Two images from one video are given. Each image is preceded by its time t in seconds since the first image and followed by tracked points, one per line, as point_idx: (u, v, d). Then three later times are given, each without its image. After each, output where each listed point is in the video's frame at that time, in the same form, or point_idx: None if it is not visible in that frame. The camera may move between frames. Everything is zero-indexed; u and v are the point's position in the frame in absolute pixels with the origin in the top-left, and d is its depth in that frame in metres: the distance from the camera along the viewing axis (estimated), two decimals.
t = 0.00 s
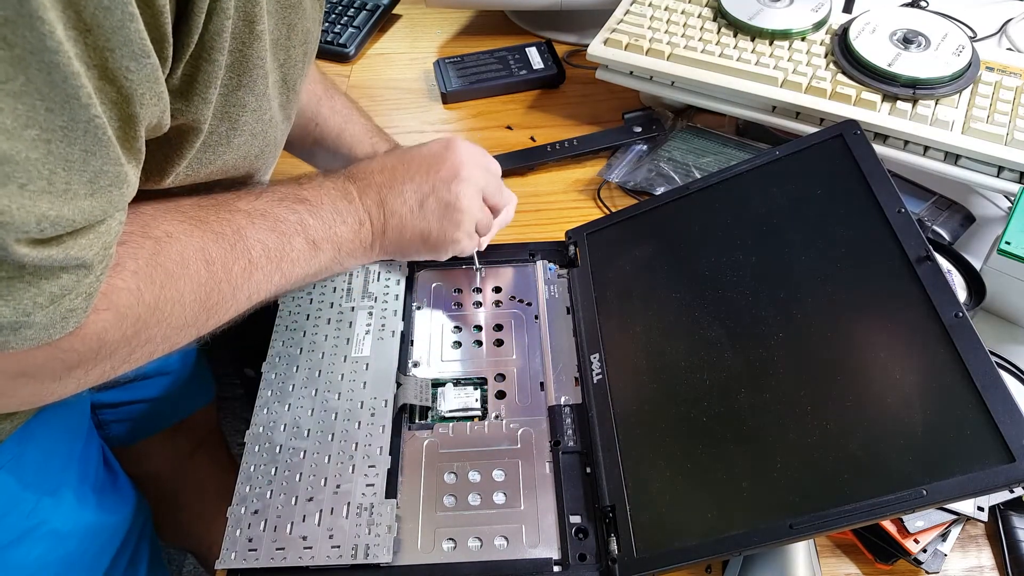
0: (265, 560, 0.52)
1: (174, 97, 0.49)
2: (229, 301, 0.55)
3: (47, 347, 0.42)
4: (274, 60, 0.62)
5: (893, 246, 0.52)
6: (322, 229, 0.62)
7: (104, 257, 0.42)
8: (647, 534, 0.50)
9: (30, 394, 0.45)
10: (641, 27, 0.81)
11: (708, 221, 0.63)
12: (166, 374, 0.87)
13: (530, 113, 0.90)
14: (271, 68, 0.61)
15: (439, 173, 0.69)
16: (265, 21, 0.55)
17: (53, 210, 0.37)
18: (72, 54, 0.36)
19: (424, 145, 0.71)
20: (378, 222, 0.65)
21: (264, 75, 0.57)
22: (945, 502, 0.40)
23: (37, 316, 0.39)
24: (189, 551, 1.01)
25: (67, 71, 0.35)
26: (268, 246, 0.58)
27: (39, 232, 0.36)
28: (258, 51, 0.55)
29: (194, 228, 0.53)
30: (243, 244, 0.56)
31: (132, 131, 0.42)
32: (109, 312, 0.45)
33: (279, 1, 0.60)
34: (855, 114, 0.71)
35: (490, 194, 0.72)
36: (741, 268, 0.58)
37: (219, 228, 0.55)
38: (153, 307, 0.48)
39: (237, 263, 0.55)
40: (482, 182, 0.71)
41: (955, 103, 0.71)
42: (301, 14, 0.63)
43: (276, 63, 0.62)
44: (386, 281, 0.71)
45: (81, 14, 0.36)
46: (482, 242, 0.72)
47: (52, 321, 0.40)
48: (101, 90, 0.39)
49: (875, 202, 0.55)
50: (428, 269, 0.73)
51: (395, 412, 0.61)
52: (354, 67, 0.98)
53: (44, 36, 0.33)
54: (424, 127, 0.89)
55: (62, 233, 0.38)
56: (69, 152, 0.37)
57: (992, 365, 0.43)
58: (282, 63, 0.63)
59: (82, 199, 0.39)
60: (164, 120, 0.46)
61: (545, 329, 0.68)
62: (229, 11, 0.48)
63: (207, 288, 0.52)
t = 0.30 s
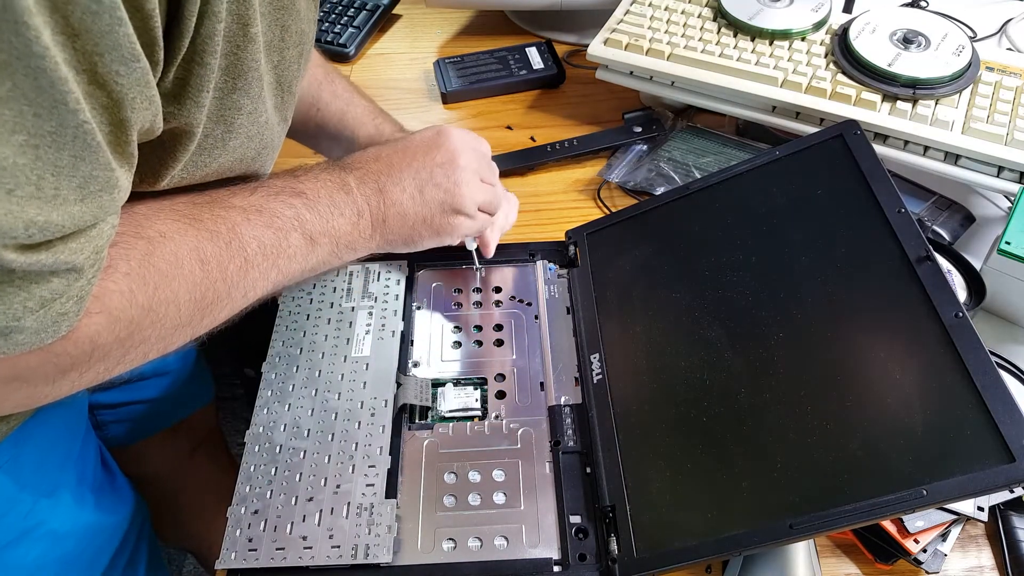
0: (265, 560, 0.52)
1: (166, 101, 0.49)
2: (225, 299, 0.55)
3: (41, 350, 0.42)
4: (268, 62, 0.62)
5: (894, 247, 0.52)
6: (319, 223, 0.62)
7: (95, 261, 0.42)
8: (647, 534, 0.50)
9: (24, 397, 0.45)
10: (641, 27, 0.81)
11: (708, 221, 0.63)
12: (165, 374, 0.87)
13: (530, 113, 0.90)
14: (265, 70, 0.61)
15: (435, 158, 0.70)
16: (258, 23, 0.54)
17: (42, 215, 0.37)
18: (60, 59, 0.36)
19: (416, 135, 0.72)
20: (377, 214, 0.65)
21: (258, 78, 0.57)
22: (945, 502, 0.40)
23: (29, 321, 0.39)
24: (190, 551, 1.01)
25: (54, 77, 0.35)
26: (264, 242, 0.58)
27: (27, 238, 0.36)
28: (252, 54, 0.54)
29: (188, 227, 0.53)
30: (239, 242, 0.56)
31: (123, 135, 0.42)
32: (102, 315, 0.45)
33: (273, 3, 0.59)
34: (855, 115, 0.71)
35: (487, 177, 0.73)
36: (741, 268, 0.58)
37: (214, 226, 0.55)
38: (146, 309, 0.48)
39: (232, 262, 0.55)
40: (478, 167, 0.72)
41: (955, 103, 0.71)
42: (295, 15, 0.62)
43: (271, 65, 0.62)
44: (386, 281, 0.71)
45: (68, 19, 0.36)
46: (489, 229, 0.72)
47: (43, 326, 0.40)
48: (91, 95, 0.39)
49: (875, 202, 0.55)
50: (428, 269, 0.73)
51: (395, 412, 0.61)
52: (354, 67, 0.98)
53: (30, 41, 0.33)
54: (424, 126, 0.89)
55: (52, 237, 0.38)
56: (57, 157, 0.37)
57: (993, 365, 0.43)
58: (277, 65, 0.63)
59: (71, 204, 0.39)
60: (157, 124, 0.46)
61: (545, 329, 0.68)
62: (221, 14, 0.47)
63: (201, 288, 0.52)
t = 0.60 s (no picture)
0: (265, 559, 0.52)
1: (157, 100, 0.49)
2: (217, 305, 0.55)
3: (36, 352, 0.42)
4: (262, 63, 0.62)
5: (894, 247, 0.52)
6: (313, 231, 0.62)
7: (90, 262, 0.42)
8: (647, 534, 0.50)
9: (20, 400, 0.45)
10: (641, 27, 0.81)
11: (708, 221, 0.63)
12: (163, 375, 0.87)
13: (530, 113, 0.90)
14: (259, 71, 0.61)
15: (431, 173, 0.68)
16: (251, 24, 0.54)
17: (34, 215, 0.37)
18: (48, 59, 0.36)
19: (416, 146, 0.71)
20: (370, 225, 0.65)
21: (251, 78, 0.57)
22: (945, 502, 0.40)
23: (24, 322, 0.39)
24: (190, 551, 1.01)
25: (43, 76, 0.35)
26: (258, 248, 0.57)
27: (20, 238, 0.37)
28: (244, 54, 0.54)
29: (184, 232, 0.53)
30: (234, 248, 0.56)
31: (115, 134, 0.42)
32: (97, 317, 0.45)
33: (268, 4, 0.59)
34: (855, 115, 0.71)
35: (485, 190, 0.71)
36: (741, 268, 0.58)
37: (209, 231, 0.55)
38: (142, 312, 0.48)
39: (227, 268, 0.55)
40: (476, 182, 0.70)
41: (955, 103, 0.71)
42: (290, 16, 0.62)
43: (265, 66, 0.62)
44: (386, 282, 0.71)
45: (56, 19, 0.36)
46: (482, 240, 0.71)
47: (37, 328, 0.40)
48: (80, 94, 0.39)
49: (875, 202, 0.55)
50: (428, 269, 0.73)
51: (395, 412, 0.61)
52: (354, 67, 0.98)
53: (18, 40, 0.34)
54: (424, 127, 0.89)
55: (45, 238, 0.38)
56: (47, 155, 0.37)
57: (993, 365, 0.43)
58: (271, 66, 0.63)
59: (62, 203, 0.39)
60: (148, 123, 0.46)
61: (545, 328, 0.68)
62: (212, 14, 0.47)
63: (197, 292, 0.52)
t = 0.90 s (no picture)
0: (265, 560, 0.52)
1: (153, 107, 0.49)
2: (212, 307, 0.55)
3: (33, 355, 0.42)
4: (258, 68, 0.62)
5: (893, 247, 0.52)
6: (309, 228, 0.62)
7: (82, 267, 0.42)
8: (646, 534, 0.50)
9: (16, 402, 0.45)
10: (641, 27, 0.81)
11: (708, 221, 0.63)
12: (162, 375, 0.86)
13: (529, 113, 0.90)
14: (255, 77, 0.61)
15: (423, 164, 0.69)
16: (248, 30, 0.54)
17: (27, 221, 0.37)
18: (43, 68, 0.36)
19: (406, 140, 0.71)
20: (365, 220, 0.65)
21: (247, 84, 0.57)
22: (945, 502, 0.40)
23: (15, 327, 0.39)
24: (190, 551, 1.01)
25: (37, 85, 0.35)
26: (253, 248, 0.57)
27: (12, 244, 0.37)
28: (241, 60, 0.54)
29: (179, 233, 0.53)
30: (229, 248, 0.56)
31: (110, 141, 0.42)
32: (91, 321, 0.45)
33: (264, 10, 0.60)
34: (855, 115, 0.71)
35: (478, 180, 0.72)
36: (742, 268, 0.58)
37: (204, 232, 0.55)
38: (135, 315, 0.48)
39: (222, 269, 0.55)
40: (468, 172, 0.71)
41: (955, 103, 0.71)
42: (286, 22, 0.63)
43: (261, 70, 0.62)
44: (386, 281, 0.71)
45: (51, 28, 0.36)
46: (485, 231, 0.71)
47: (29, 333, 0.40)
48: (76, 102, 0.39)
49: (876, 202, 0.55)
50: (428, 269, 0.73)
51: (395, 412, 0.61)
52: (354, 67, 0.98)
53: (13, 49, 0.34)
54: (424, 126, 0.89)
55: (37, 244, 0.38)
56: (41, 163, 0.37)
57: (993, 365, 0.43)
58: (268, 71, 0.63)
59: (56, 210, 0.39)
60: (144, 129, 0.45)
61: (545, 329, 0.68)
62: (207, 22, 0.48)
63: (191, 295, 0.52)
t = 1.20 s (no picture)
0: (265, 559, 0.52)
1: (154, 115, 0.49)
2: (205, 311, 0.55)
3: (33, 358, 0.42)
4: (260, 76, 0.62)
5: (894, 247, 0.52)
6: (301, 235, 0.61)
7: (85, 273, 0.42)
8: (647, 535, 0.50)
9: (14, 406, 0.45)
10: (641, 27, 0.81)
11: (709, 221, 0.63)
12: (159, 375, 0.87)
13: (529, 113, 0.90)
14: (256, 84, 0.61)
15: (413, 173, 0.68)
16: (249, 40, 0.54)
17: (32, 228, 0.37)
18: (49, 78, 0.36)
19: (399, 147, 0.70)
20: (357, 230, 0.65)
21: (248, 92, 0.57)
22: (945, 502, 0.40)
23: (19, 332, 0.39)
24: (189, 551, 1.01)
25: (44, 95, 0.35)
26: (247, 253, 0.57)
27: (17, 251, 0.37)
28: (242, 69, 0.54)
29: (176, 238, 0.53)
30: (223, 253, 0.56)
31: (111, 149, 0.42)
32: (92, 326, 0.45)
33: (268, 19, 0.60)
34: (855, 115, 0.71)
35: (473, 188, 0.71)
36: (742, 267, 0.58)
37: (199, 238, 0.55)
38: (134, 319, 0.48)
39: (217, 273, 0.55)
40: (459, 181, 0.70)
41: (955, 103, 0.71)
42: (289, 30, 0.63)
43: (262, 78, 0.62)
44: (386, 281, 0.71)
45: (58, 39, 0.36)
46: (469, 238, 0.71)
47: (32, 339, 0.40)
48: (79, 111, 0.39)
49: (876, 202, 0.55)
50: (428, 269, 0.73)
51: (395, 412, 0.61)
52: (354, 67, 0.98)
53: (19, 61, 0.34)
54: (424, 127, 0.89)
55: (41, 250, 0.38)
56: (45, 171, 0.37)
57: (993, 365, 0.43)
58: (269, 78, 0.63)
59: (60, 217, 0.39)
60: (144, 137, 0.45)
61: (545, 329, 0.68)
62: (209, 32, 0.48)
63: (189, 298, 0.52)
